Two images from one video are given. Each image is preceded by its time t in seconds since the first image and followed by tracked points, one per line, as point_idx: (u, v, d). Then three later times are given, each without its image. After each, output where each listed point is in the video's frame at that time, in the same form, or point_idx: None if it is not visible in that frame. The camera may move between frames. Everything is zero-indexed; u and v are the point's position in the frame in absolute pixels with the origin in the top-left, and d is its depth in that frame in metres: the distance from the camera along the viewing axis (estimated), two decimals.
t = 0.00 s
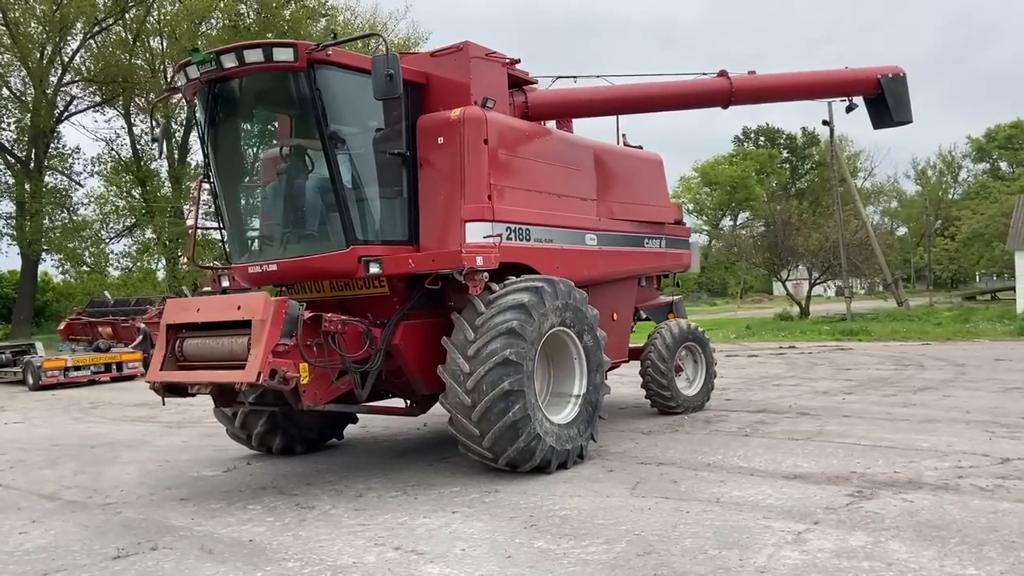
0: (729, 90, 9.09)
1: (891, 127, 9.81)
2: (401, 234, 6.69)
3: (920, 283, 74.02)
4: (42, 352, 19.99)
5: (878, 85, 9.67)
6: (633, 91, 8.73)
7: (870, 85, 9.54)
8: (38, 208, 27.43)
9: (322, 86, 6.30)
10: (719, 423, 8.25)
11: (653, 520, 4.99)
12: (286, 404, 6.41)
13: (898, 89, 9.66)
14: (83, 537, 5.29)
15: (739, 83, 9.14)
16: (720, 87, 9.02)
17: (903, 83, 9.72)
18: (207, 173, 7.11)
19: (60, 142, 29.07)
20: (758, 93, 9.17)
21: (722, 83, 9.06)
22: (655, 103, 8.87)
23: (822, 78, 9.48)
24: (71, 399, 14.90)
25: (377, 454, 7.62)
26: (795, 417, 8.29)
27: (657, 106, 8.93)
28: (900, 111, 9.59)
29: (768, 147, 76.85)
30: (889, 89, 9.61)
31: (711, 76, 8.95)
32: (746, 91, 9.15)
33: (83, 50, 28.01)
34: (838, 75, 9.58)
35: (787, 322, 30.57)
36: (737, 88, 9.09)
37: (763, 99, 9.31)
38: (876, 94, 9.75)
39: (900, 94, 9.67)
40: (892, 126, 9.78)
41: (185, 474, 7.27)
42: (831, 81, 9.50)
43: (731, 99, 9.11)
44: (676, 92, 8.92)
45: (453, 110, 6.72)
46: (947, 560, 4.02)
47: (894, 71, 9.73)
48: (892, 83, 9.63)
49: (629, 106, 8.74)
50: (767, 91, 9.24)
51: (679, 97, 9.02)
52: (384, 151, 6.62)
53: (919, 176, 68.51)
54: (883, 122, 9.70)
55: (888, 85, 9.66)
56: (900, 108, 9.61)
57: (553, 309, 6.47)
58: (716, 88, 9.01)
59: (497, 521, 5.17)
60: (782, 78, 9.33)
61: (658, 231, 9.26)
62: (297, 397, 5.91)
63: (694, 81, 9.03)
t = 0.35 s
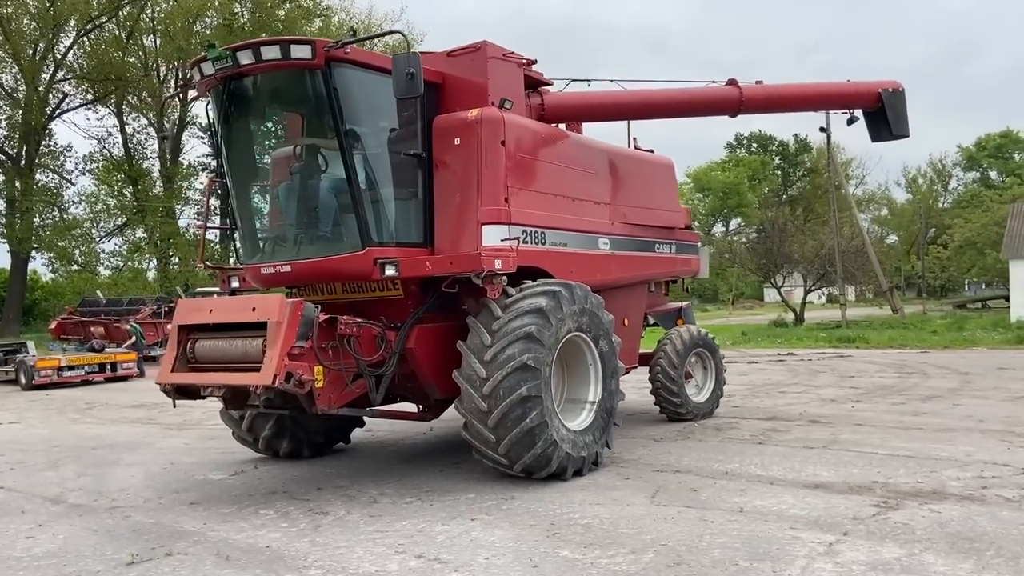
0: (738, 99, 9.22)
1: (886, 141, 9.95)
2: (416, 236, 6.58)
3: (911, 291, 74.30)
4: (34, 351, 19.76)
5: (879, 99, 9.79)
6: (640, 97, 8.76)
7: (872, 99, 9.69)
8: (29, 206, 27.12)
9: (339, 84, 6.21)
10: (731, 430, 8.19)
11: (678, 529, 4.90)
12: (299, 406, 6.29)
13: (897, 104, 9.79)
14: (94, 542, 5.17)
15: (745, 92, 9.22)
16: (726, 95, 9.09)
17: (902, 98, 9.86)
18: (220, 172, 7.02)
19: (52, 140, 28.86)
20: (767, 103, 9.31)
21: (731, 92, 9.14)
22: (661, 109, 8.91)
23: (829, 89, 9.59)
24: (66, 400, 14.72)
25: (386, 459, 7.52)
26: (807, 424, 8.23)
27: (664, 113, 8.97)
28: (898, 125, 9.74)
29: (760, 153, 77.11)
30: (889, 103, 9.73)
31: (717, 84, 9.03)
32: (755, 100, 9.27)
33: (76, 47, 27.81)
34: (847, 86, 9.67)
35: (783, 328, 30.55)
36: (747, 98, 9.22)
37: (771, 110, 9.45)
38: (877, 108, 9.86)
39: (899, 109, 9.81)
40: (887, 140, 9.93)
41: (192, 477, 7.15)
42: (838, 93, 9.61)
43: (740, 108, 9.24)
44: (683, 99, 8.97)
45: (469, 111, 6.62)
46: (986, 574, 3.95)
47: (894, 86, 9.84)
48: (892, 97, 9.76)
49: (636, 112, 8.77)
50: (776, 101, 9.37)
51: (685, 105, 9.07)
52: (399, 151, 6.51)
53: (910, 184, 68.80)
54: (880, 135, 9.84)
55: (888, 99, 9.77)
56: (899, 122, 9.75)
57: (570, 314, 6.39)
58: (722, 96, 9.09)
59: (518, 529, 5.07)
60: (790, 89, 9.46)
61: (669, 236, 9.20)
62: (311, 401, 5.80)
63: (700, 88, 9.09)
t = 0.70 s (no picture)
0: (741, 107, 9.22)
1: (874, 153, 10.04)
2: (427, 235, 6.47)
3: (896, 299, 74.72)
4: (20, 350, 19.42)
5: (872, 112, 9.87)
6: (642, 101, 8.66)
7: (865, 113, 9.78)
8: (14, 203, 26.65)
9: (353, 78, 6.08)
10: (737, 436, 8.10)
11: (698, 538, 4.80)
12: (305, 407, 6.15)
13: (889, 118, 9.89)
14: (96, 546, 5.00)
15: (745, 99, 9.18)
16: (727, 103, 9.05)
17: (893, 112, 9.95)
18: (226, 167, 6.88)
19: (39, 136, 28.46)
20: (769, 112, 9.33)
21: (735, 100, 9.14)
22: (663, 113, 8.85)
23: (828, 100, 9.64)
24: (54, 399, 14.45)
25: (390, 462, 7.37)
26: (814, 431, 8.15)
27: (665, 118, 8.90)
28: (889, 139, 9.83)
29: (748, 161, 77.43)
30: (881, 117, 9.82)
31: (718, 91, 9.01)
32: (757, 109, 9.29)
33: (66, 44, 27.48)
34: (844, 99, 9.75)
35: (772, 335, 30.56)
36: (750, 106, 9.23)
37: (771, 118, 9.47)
38: (868, 121, 9.94)
39: (891, 122, 9.90)
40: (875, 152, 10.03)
41: (191, 479, 6.99)
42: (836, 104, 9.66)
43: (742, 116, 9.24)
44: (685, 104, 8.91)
45: (482, 109, 6.51)
46: None
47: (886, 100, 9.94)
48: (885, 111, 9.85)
49: (639, 115, 8.67)
50: (777, 110, 9.39)
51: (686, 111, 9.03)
52: (411, 148, 6.39)
53: (896, 194, 69.26)
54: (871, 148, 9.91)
55: (881, 113, 9.86)
56: (890, 136, 9.84)
57: (583, 316, 6.29)
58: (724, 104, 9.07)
59: (534, 535, 4.95)
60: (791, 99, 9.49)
61: (675, 239, 9.11)
62: (320, 402, 5.66)
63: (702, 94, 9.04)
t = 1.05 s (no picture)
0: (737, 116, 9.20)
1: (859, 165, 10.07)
2: (433, 237, 6.31)
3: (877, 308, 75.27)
4: None
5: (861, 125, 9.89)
6: (645, 106, 8.57)
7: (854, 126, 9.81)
8: None
9: (361, 75, 5.92)
10: (740, 445, 7.99)
11: (716, 552, 4.67)
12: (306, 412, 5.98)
13: (877, 131, 9.90)
14: (91, 556, 4.81)
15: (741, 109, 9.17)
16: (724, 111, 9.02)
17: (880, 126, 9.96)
18: (226, 165, 6.70)
19: (18, 133, 28.13)
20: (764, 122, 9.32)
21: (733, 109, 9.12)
22: (664, 118, 8.77)
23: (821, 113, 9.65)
24: (35, 401, 14.13)
25: (389, 469, 7.19)
26: (817, 441, 8.05)
27: (666, 124, 8.82)
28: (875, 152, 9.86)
29: (731, 168, 77.84)
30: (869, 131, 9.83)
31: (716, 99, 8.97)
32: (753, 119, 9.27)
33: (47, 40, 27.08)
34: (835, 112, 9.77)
35: (757, 342, 30.59)
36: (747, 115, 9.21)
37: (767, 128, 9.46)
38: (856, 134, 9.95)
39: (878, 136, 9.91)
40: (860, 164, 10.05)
41: (185, 485, 6.78)
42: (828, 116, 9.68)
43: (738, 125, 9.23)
44: (684, 110, 8.84)
45: (491, 108, 6.37)
46: None
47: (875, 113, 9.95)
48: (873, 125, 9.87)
49: (641, 120, 8.58)
50: (773, 120, 9.38)
51: (686, 117, 8.95)
52: (417, 148, 6.24)
53: (876, 203, 69.86)
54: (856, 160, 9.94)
55: (870, 127, 9.87)
56: (876, 149, 9.87)
57: (592, 321, 6.16)
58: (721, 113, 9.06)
59: (547, 548, 4.80)
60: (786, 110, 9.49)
61: (677, 244, 9.01)
62: (323, 407, 5.49)
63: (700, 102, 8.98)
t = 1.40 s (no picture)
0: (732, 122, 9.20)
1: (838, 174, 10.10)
2: (442, 236, 6.22)
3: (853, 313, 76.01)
4: None
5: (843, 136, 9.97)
6: (644, 108, 8.51)
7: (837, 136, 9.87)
8: None
9: (373, 70, 5.82)
10: (742, 449, 7.96)
11: (736, 556, 4.62)
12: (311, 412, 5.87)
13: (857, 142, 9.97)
14: (96, 559, 4.67)
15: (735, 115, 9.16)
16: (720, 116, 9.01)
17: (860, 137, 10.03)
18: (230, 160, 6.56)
19: None
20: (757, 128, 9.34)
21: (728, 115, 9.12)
22: (664, 121, 8.73)
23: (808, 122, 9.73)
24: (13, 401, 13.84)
25: (391, 471, 7.08)
26: (819, 445, 8.04)
27: (663, 127, 8.77)
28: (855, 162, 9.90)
29: (711, 174, 78.33)
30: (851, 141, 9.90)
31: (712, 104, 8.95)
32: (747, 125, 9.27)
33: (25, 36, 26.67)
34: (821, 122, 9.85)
35: (738, 347, 30.73)
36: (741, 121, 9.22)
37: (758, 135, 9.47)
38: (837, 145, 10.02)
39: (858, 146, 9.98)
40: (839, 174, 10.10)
41: (182, 487, 6.63)
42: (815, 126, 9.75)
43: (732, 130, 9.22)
44: (683, 114, 8.81)
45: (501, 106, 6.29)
46: None
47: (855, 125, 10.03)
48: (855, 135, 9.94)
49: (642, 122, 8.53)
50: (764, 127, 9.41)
51: (683, 121, 8.92)
52: (426, 145, 6.14)
53: (853, 210, 70.60)
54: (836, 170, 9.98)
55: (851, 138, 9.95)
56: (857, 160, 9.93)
57: (602, 322, 6.10)
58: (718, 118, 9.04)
59: (564, 552, 4.72)
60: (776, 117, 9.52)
61: (677, 246, 8.97)
62: (332, 408, 5.38)
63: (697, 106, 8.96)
